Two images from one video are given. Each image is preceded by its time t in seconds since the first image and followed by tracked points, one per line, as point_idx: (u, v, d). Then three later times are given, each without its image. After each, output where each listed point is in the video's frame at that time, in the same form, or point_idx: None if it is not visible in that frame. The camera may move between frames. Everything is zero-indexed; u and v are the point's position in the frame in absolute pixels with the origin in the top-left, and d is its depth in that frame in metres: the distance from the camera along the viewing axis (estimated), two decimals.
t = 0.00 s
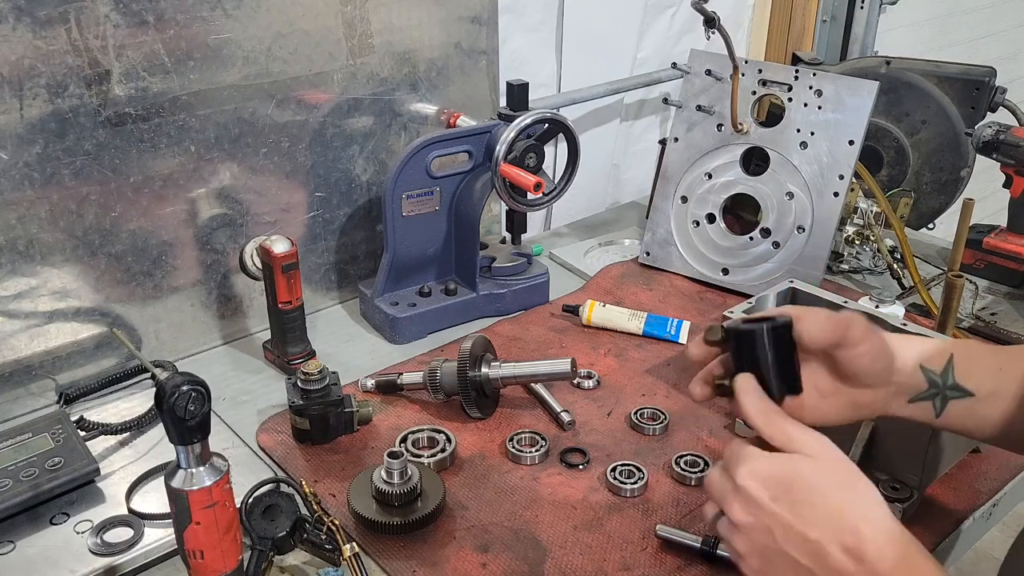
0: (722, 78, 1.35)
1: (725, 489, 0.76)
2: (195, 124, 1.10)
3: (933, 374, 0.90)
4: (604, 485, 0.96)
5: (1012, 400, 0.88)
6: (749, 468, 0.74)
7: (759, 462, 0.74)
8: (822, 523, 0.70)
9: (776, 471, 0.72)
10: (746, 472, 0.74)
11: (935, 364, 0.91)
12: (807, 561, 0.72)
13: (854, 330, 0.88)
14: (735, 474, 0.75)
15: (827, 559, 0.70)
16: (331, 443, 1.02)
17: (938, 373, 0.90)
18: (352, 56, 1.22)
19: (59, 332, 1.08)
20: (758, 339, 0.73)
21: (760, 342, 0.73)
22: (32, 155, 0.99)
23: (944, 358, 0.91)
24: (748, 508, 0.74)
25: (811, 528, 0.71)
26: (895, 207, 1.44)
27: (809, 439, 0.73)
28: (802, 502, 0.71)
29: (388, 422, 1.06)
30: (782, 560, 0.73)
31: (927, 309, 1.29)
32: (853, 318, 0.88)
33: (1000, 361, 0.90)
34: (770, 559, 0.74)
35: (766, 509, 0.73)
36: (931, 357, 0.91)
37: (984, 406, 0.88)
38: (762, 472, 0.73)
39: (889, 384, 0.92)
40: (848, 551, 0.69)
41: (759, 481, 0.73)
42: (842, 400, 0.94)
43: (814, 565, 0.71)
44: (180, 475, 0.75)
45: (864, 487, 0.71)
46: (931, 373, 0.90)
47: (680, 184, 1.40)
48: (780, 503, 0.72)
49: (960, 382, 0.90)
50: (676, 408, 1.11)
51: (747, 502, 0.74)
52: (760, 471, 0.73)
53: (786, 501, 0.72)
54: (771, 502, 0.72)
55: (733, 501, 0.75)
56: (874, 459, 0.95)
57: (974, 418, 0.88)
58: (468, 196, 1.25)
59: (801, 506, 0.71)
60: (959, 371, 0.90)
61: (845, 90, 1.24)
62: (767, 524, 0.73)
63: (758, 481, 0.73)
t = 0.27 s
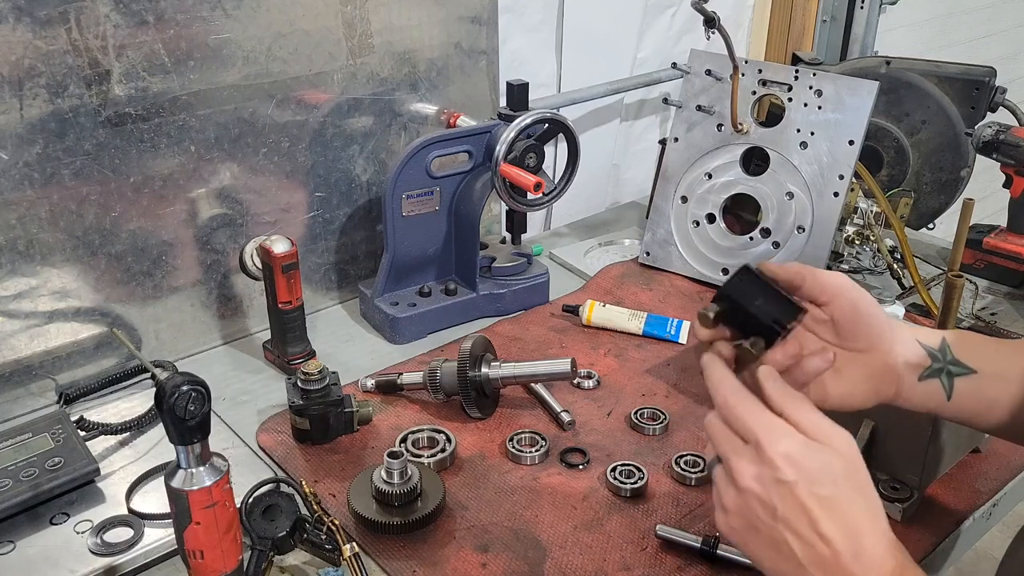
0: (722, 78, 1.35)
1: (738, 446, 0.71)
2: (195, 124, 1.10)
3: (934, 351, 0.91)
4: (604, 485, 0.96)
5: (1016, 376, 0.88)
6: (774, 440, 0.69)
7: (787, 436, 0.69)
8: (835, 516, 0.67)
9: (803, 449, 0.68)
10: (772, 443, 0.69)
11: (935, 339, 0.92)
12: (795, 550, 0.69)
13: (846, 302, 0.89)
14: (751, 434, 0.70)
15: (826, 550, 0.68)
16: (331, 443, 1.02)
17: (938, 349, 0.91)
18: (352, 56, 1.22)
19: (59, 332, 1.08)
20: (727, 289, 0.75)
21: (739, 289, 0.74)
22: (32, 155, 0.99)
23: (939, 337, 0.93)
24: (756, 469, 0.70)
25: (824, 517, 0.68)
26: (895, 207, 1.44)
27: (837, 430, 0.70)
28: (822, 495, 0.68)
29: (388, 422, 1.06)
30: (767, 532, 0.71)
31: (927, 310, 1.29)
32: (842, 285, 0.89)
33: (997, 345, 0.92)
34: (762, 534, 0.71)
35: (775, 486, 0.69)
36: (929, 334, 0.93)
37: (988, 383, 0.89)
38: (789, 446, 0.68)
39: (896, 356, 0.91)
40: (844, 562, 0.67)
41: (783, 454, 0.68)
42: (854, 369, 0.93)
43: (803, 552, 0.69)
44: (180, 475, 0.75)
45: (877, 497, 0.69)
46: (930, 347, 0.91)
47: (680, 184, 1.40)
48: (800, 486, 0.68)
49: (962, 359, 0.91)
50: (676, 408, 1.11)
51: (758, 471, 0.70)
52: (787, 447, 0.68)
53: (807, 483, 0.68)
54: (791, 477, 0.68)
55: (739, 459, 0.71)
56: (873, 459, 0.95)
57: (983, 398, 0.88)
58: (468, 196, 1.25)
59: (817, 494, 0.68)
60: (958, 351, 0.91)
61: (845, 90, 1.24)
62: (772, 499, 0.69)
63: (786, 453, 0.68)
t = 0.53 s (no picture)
0: (722, 78, 1.35)
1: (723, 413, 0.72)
2: (195, 124, 1.10)
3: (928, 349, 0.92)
4: (603, 485, 0.96)
5: (1014, 373, 0.89)
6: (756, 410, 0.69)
7: (770, 410, 0.69)
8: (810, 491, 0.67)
9: (783, 424, 0.68)
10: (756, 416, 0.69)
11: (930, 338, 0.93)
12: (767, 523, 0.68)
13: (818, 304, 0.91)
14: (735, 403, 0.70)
15: (795, 521, 0.67)
16: (331, 443, 1.02)
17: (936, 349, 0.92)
18: (352, 56, 1.22)
19: (59, 332, 1.08)
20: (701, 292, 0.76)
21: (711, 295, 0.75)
22: (32, 155, 0.99)
23: (934, 337, 0.94)
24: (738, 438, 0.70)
25: (799, 491, 0.67)
26: (895, 207, 1.44)
27: (826, 414, 0.70)
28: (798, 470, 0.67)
29: (388, 422, 1.06)
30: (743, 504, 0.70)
31: (927, 310, 1.29)
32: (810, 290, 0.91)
33: (991, 344, 0.93)
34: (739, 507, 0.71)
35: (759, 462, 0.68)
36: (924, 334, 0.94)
37: (988, 381, 0.89)
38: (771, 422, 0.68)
39: (894, 354, 0.91)
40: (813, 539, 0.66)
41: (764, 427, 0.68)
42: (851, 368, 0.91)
43: (773, 525, 0.68)
44: (180, 475, 0.75)
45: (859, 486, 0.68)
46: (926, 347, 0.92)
47: (680, 184, 1.40)
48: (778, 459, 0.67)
49: (958, 356, 0.92)
50: (676, 408, 1.11)
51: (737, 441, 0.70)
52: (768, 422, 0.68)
53: (784, 457, 0.67)
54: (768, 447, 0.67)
55: (723, 428, 0.72)
56: (873, 459, 0.95)
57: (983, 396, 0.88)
58: (468, 196, 1.25)
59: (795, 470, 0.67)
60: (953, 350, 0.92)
61: (845, 90, 1.24)
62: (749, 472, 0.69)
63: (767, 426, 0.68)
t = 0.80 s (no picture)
0: (722, 78, 1.35)
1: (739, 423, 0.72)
2: (195, 124, 1.10)
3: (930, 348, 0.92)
4: (604, 485, 0.96)
5: (1018, 371, 0.89)
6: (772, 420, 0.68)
7: (789, 417, 0.68)
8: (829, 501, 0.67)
9: (803, 432, 0.67)
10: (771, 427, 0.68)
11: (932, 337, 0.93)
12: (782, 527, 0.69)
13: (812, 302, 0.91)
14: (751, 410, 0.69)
15: (810, 530, 0.67)
16: (330, 443, 1.02)
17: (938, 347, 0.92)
18: (352, 56, 1.22)
19: (59, 332, 1.08)
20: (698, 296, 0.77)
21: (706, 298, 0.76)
22: (32, 155, 0.99)
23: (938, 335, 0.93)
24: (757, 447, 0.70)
25: (816, 500, 0.67)
26: (895, 207, 1.44)
27: (848, 420, 0.69)
28: (814, 479, 0.67)
29: (388, 422, 1.06)
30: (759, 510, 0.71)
31: (927, 310, 1.29)
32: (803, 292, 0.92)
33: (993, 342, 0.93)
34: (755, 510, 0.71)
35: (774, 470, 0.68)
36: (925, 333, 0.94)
37: (992, 380, 0.89)
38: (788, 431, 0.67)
39: (897, 353, 0.91)
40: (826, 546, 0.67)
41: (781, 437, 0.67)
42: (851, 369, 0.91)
43: (787, 532, 0.69)
44: (180, 475, 0.75)
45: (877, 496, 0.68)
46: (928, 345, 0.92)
47: (680, 184, 1.40)
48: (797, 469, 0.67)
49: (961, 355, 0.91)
50: (676, 408, 1.11)
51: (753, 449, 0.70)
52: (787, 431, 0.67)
53: (802, 466, 0.67)
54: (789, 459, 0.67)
55: (740, 433, 0.71)
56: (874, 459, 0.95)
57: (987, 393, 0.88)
58: (468, 196, 1.25)
59: (812, 480, 0.67)
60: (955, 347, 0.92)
61: (845, 90, 1.24)
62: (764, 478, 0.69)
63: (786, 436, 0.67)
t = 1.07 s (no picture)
0: (722, 78, 1.35)
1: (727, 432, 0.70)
2: (195, 124, 1.10)
3: (934, 350, 0.91)
4: (604, 485, 0.96)
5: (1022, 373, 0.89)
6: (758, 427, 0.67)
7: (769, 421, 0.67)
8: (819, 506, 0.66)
9: (784, 435, 0.66)
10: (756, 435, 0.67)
11: (937, 337, 0.92)
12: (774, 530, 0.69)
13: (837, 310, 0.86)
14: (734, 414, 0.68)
15: (799, 533, 0.67)
16: (330, 443, 1.02)
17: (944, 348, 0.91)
18: (352, 56, 1.22)
19: (60, 332, 1.08)
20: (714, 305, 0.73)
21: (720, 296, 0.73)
22: (32, 155, 0.99)
23: (944, 334, 0.93)
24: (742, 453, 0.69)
25: (803, 503, 0.67)
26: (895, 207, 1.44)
27: (838, 418, 0.68)
28: (801, 484, 0.67)
29: (388, 422, 1.06)
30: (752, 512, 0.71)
31: (927, 310, 1.29)
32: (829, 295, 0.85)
33: (998, 341, 0.92)
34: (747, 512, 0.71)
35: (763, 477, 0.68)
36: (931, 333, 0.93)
37: (994, 381, 0.89)
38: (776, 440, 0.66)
39: (900, 353, 0.91)
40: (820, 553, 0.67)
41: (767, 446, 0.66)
42: (855, 372, 0.90)
43: (778, 537, 0.69)
44: (180, 475, 0.75)
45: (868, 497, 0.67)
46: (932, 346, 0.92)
47: (680, 184, 1.40)
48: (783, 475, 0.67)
49: (965, 356, 0.91)
50: (676, 408, 1.11)
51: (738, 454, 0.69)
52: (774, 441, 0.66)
53: (787, 471, 0.67)
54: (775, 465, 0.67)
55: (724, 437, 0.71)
56: (874, 459, 0.95)
57: (988, 396, 0.89)
58: (468, 196, 1.25)
59: (800, 486, 0.67)
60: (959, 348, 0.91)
61: (845, 90, 1.24)
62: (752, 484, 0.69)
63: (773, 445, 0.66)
